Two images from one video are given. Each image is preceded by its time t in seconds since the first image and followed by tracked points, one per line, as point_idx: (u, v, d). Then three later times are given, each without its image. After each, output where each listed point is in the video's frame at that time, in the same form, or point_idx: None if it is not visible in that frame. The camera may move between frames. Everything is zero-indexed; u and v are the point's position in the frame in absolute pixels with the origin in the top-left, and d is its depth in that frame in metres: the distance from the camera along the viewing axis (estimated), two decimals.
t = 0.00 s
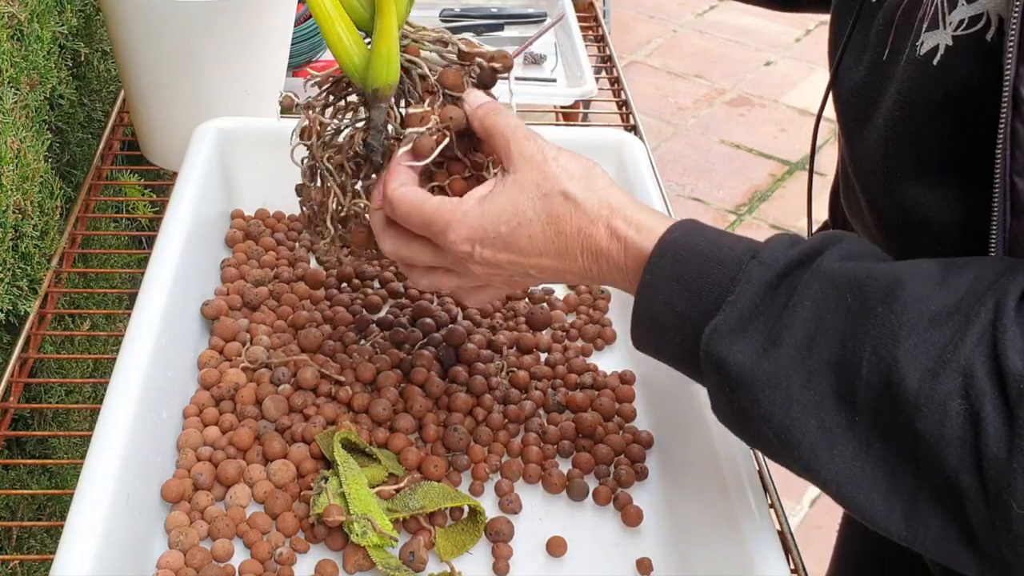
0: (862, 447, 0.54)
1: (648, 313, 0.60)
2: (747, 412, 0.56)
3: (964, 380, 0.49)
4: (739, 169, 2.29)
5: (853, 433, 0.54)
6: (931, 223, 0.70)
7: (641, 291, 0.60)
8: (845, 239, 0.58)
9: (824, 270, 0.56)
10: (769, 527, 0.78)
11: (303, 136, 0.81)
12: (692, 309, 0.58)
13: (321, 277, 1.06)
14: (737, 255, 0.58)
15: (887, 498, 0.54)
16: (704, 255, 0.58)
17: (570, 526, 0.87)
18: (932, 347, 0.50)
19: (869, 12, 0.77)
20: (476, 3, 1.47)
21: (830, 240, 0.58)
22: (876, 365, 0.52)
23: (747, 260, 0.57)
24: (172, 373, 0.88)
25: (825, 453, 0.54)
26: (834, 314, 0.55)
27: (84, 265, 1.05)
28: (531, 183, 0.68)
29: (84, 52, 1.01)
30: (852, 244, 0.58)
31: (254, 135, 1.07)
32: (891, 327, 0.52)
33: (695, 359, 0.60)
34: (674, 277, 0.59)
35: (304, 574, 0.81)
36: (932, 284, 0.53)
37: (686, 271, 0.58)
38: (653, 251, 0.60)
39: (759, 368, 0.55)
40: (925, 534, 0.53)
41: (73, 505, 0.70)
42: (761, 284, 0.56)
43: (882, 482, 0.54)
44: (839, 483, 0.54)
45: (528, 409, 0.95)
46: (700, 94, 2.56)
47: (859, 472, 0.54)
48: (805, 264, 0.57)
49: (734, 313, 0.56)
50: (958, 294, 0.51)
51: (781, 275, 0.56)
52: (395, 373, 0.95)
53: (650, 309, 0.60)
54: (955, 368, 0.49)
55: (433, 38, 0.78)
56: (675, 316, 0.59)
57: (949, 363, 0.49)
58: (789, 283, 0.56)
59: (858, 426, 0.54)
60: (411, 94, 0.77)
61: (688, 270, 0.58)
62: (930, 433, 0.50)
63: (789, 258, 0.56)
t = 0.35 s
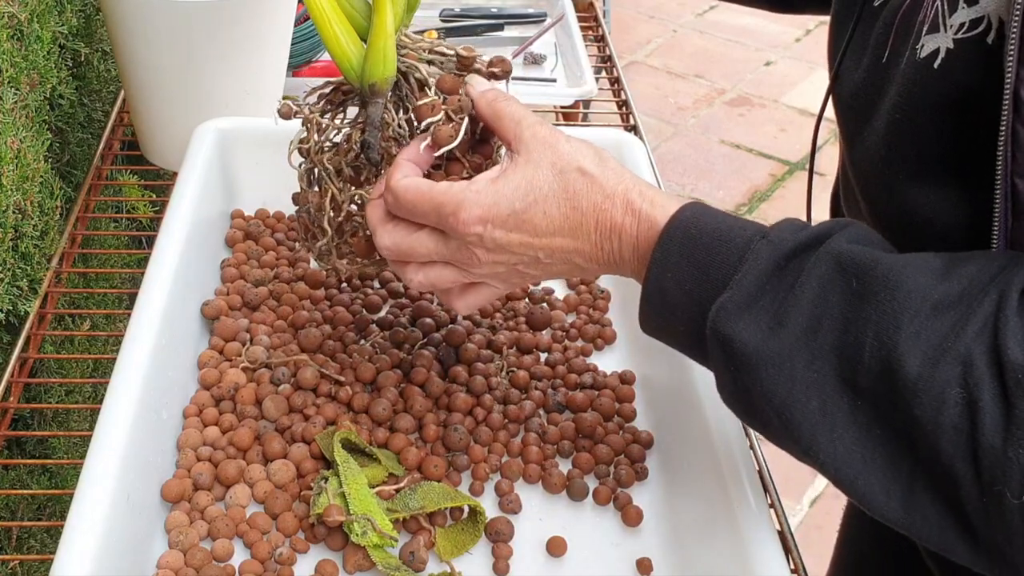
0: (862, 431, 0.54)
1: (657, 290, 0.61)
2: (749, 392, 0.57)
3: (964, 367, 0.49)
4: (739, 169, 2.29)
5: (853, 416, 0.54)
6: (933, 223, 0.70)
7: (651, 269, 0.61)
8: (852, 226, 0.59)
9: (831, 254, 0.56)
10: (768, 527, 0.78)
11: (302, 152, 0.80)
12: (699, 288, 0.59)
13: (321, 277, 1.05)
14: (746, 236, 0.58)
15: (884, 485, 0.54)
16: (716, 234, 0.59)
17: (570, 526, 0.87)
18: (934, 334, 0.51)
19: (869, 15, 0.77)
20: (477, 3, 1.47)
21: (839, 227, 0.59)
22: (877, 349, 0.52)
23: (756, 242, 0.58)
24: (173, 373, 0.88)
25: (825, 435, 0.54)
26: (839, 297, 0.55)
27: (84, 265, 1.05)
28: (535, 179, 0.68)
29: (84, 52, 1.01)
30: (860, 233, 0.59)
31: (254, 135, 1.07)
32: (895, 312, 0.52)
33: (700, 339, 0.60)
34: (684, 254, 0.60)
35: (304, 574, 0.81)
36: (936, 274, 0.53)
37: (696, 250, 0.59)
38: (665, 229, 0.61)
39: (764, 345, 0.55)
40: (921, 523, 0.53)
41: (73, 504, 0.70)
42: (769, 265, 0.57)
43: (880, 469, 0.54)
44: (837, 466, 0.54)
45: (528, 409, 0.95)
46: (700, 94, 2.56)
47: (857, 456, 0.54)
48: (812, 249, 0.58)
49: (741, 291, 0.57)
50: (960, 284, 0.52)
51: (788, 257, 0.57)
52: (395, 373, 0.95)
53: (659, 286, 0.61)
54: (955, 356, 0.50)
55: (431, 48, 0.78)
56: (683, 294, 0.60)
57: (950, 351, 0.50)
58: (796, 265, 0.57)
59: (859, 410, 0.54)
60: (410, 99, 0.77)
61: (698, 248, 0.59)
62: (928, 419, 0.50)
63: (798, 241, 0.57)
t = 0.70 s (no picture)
0: (869, 461, 0.54)
1: (651, 328, 0.60)
2: (753, 429, 0.56)
3: (971, 394, 0.49)
4: (739, 169, 2.29)
5: (859, 447, 0.54)
6: (933, 229, 0.70)
7: (643, 306, 0.60)
8: (844, 252, 0.58)
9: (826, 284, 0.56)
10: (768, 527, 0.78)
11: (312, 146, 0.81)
12: (696, 325, 0.58)
13: (321, 277, 1.05)
14: (737, 270, 0.58)
15: (896, 514, 0.53)
16: (707, 268, 0.58)
17: (570, 526, 0.87)
18: (937, 361, 0.51)
19: (871, 18, 0.76)
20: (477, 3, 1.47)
21: (831, 253, 0.58)
22: (881, 380, 0.52)
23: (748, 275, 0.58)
24: (173, 373, 0.88)
25: (833, 470, 0.54)
26: (838, 327, 0.54)
27: (84, 265, 1.05)
28: (531, 176, 0.68)
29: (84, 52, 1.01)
30: (852, 259, 0.58)
31: (254, 136, 1.07)
32: (896, 341, 0.52)
33: (699, 375, 0.59)
34: (676, 290, 0.59)
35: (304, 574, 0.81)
36: (934, 298, 0.53)
37: (688, 286, 0.59)
38: (654, 264, 0.60)
39: (766, 383, 0.55)
40: (937, 551, 0.52)
41: (73, 505, 0.70)
42: (764, 299, 0.56)
43: (891, 497, 0.53)
44: (848, 498, 0.53)
45: (528, 409, 0.95)
46: (700, 94, 2.56)
47: (867, 487, 0.53)
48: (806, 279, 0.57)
49: (738, 327, 0.56)
50: (959, 308, 0.52)
51: (783, 289, 0.56)
52: (395, 373, 0.95)
53: (652, 325, 0.60)
54: (962, 382, 0.49)
55: (436, 39, 0.79)
56: (677, 330, 0.59)
57: (955, 378, 0.49)
58: (791, 297, 0.56)
59: (865, 441, 0.54)
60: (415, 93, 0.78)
61: (691, 284, 0.58)
62: (939, 447, 0.49)
63: (791, 273, 0.56)
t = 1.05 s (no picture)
0: (862, 520, 0.52)
1: (630, 411, 0.59)
2: (743, 499, 0.55)
3: (952, 441, 0.48)
4: (739, 169, 2.29)
5: (850, 507, 0.52)
6: (933, 234, 0.70)
7: (621, 388, 0.59)
8: (815, 311, 0.58)
9: (796, 345, 0.55)
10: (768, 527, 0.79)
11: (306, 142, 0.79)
12: (673, 401, 0.58)
13: (321, 277, 1.05)
14: (709, 343, 0.57)
15: (896, 569, 0.51)
16: (675, 345, 0.58)
17: (570, 526, 0.87)
18: (915, 411, 0.50)
19: (875, 22, 0.77)
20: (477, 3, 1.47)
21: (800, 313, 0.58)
22: (863, 436, 0.51)
23: (719, 346, 0.57)
24: (173, 373, 0.88)
25: (827, 531, 0.52)
26: (815, 390, 0.54)
27: (84, 265, 1.05)
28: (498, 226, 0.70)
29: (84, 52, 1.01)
30: (822, 317, 0.58)
31: (254, 137, 1.07)
32: (872, 396, 0.51)
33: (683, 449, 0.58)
34: (648, 366, 0.59)
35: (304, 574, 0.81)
36: (907, 348, 0.52)
37: (660, 360, 0.58)
38: (627, 344, 0.60)
39: (748, 455, 0.54)
40: None
41: (73, 504, 0.70)
42: (735, 367, 0.55)
43: (889, 549, 0.52)
44: (846, 557, 0.52)
45: (528, 409, 0.95)
46: (700, 94, 2.56)
47: (862, 545, 0.52)
48: (776, 341, 0.56)
49: (714, 402, 0.55)
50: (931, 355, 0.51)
51: (753, 357, 0.56)
52: (394, 373, 0.95)
53: (630, 404, 0.59)
54: (942, 430, 0.48)
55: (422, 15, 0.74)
56: (656, 407, 0.58)
57: (935, 426, 0.48)
58: (763, 363, 0.56)
59: (855, 499, 0.52)
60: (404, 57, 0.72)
61: (661, 360, 0.58)
62: (929, 496, 0.48)
63: (759, 339, 0.56)
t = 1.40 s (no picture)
0: (848, 514, 0.52)
1: (613, 401, 0.59)
2: (727, 491, 0.55)
3: (944, 439, 0.47)
4: (739, 169, 2.29)
5: (836, 500, 0.52)
6: (933, 238, 0.70)
7: (602, 378, 0.59)
8: (806, 300, 0.57)
9: (784, 338, 0.54)
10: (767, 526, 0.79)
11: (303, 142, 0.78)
12: (657, 393, 0.57)
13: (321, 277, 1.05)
14: (693, 334, 0.57)
15: (879, 563, 0.52)
16: (659, 335, 0.57)
17: (570, 526, 0.87)
18: (906, 407, 0.49)
19: (874, 26, 0.76)
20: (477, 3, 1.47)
21: (791, 303, 0.57)
22: (851, 432, 0.50)
23: (703, 338, 0.56)
24: (173, 373, 0.88)
25: (811, 526, 0.52)
26: (803, 384, 0.53)
27: (85, 265, 1.05)
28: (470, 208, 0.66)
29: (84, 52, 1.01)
30: (813, 306, 0.57)
31: (254, 137, 1.07)
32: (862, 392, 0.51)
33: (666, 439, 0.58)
34: (631, 357, 0.58)
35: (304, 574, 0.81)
36: (899, 340, 0.51)
37: (643, 352, 0.58)
38: (609, 331, 0.60)
39: (732, 450, 0.54)
40: None
41: (74, 504, 0.70)
42: (721, 361, 0.55)
43: (873, 544, 0.52)
44: (830, 552, 0.52)
45: (528, 409, 0.95)
46: (700, 93, 2.56)
47: (846, 539, 0.52)
48: (764, 332, 0.56)
49: (699, 397, 0.55)
50: (923, 349, 0.50)
51: (740, 350, 0.55)
52: (395, 373, 0.95)
53: (611, 395, 0.59)
54: (933, 427, 0.48)
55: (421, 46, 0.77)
56: (637, 396, 0.58)
57: (927, 424, 0.48)
58: (750, 356, 0.55)
59: (842, 494, 0.52)
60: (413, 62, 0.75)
61: (645, 353, 0.58)
62: (918, 494, 0.48)
63: (746, 331, 0.55)
